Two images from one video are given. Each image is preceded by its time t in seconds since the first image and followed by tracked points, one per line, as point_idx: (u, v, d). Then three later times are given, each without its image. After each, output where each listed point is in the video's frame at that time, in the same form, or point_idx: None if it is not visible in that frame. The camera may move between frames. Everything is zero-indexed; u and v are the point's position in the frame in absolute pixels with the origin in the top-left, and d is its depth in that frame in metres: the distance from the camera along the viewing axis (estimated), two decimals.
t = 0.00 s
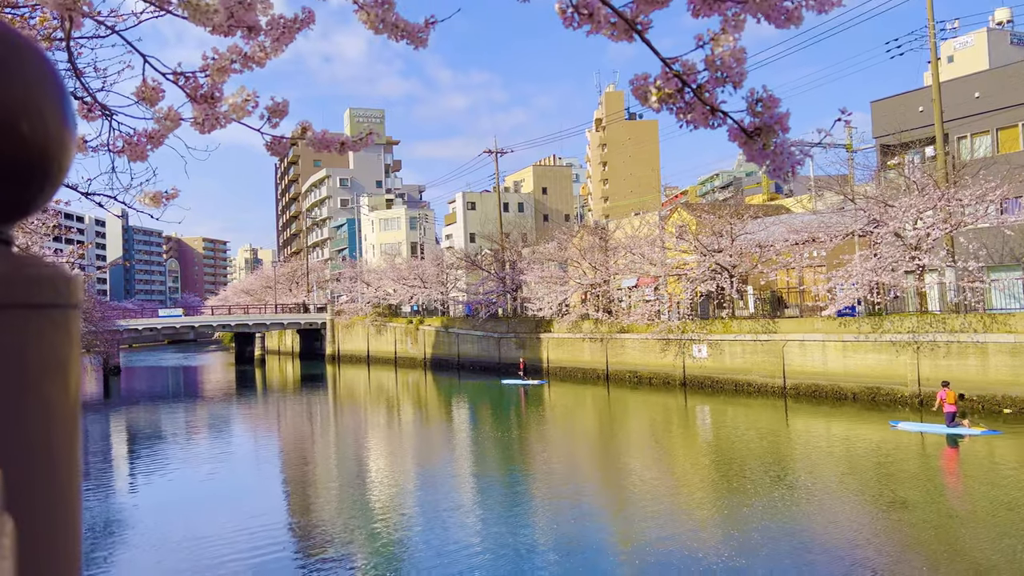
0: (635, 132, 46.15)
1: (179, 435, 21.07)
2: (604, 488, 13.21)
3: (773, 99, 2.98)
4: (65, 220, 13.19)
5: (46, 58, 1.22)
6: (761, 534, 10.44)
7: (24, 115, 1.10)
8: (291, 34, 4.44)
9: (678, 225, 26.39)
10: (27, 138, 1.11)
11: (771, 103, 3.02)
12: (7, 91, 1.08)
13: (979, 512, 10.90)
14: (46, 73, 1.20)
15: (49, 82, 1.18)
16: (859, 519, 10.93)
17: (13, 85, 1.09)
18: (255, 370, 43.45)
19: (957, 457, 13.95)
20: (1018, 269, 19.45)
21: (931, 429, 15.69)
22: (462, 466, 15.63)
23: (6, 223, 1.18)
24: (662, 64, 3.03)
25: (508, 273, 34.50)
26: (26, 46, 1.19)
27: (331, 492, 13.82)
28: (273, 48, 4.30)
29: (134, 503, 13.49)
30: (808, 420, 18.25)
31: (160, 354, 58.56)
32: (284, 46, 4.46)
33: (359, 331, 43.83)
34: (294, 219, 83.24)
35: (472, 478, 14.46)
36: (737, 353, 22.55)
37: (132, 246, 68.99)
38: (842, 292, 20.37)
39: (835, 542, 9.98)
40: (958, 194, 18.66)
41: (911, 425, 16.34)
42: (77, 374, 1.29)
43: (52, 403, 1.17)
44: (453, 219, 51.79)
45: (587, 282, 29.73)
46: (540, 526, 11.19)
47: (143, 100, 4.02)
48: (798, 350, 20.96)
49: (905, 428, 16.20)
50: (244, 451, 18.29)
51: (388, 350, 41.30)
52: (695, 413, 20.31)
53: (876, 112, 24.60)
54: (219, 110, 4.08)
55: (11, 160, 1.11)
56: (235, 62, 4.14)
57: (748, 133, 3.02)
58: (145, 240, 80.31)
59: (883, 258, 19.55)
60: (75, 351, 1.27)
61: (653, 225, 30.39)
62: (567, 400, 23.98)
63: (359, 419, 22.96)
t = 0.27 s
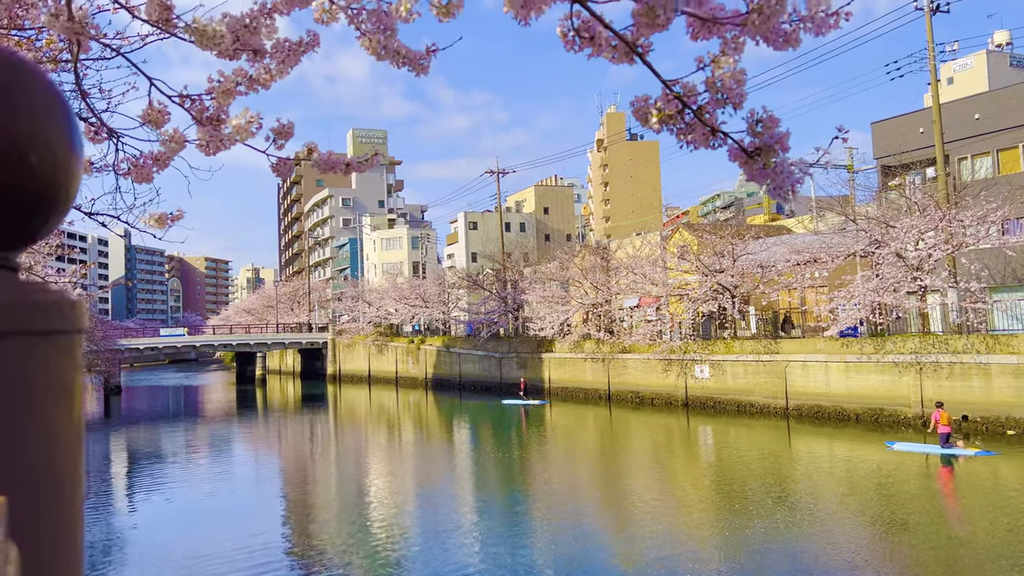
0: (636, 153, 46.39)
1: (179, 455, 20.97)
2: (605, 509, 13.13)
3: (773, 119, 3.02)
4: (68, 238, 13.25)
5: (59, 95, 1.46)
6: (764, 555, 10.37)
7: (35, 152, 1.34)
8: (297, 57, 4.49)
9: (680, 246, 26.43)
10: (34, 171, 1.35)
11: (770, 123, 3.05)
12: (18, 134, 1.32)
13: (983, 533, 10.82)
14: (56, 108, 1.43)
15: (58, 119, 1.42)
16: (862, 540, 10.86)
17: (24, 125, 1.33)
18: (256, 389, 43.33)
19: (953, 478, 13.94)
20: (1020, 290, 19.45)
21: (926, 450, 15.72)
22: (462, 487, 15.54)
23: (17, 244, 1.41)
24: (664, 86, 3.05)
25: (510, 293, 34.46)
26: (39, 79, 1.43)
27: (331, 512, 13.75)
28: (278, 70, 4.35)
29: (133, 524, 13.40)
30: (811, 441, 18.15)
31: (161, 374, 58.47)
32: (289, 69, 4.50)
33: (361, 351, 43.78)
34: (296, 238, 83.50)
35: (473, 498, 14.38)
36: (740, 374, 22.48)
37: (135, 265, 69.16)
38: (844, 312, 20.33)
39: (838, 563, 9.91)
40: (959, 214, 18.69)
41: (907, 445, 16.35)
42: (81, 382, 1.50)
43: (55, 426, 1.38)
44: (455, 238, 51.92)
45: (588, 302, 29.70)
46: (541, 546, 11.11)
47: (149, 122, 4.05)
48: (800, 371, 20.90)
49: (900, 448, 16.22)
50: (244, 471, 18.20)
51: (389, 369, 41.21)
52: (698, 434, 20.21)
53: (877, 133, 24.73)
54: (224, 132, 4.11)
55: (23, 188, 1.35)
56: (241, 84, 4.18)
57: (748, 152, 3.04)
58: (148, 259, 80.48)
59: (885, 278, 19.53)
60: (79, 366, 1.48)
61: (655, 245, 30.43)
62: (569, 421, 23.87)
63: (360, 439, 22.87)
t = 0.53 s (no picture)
0: (637, 174, 46.59)
1: (178, 476, 20.86)
2: (606, 531, 13.04)
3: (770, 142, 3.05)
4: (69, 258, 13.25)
5: (68, 123, 1.52)
6: None
7: (47, 182, 1.40)
8: (301, 81, 4.54)
9: (681, 266, 26.44)
10: (44, 201, 1.40)
11: (768, 146, 3.08)
12: (29, 165, 1.37)
13: (987, 557, 10.73)
14: (65, 137, 1.49)
15: (67, 149, 1.47)
16: (865, 563, 10.77)
17: (34, 157, 1.38)
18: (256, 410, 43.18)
19: (947, 500, 13.92)
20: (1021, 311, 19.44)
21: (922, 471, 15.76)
22: (462, 508, 15.44)
23: (27, 271, 1.47)
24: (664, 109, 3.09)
25: (510, 313, 34.42)
26: (49, 110, 1.48)
27: (330, 533, 13.66)
28: (282, 93, 4.40)
29: (131, 544, 13.32)
30: (814, 463, 18.02)
31: (161, 394, 58.29)
32: (293, 92, 4.55)
33: (361, 371, 43.67)
34: (297, 258, 83.66)
35: (473, 520, 14.30)
36: (742, 395, 22.39)
37: (136, 285, 69.23)
38: (846, 333, 20.27)
39: None
40: (959, 236, 18.73)
41: (903, 467, 16.37)
42: (86, 406, 1.56)
43: (60, 452, 1.44)
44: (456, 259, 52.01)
45: (590, 323, 29.65)
46: (541, 569, 11.02)
47: (153, 145, 4.09)
48: (802, 393, 20.83)
49: (895, 469, 16.28)
50: (244, 492, 18.08)
51: (389, 390, 41.09)
52: (700, 456, 20.08)
53: (877, 155, 24.86)
54: (227, 155, 4.15)
55: (35, 217, 1.40)
56: (245, 107, 4.23)
57: (746, 174, 3.07)
58: (149, 279, 80.57)
59: (886, 299, 19.49)
60: (85, 392, 1.54)
61: (656, 265, 30.45)
62: (570, 442, 23.74)
63: (360, 460, 22.75)
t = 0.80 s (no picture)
0: (638, 195, 46.78)
1: (177, 497, 20.74)
2: (606, 553, 12.95)
3: (773, 168, 3.09)
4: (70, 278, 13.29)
5: (73, 151, 1.52)
6: None
7: (55, 212, 1.40)
8: (305, 104, 4.59)
9: (682, 287, 26.48)
10: (53, 230, 1.40)
11: (770, 173, 3.13)
12: (38, 194, 1.37)
13: None
14: (72, 165, 1.49)
15: (74, 177, 1.48)
16: None
17: (44, 186, 1.38)
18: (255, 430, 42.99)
19: (941, 522, 13.90)
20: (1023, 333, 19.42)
21: (917, 493, 15.79)
22: (462, 530, 15.33)
23: (34, 300, 1.46)
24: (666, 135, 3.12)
25: (511, 333, 34.38)
26: (56, 138, 1.48)
27: (328, 555, 13.56)
28: (285, 117, 4.44)
29: (129, 566, 13.20)
30: (816, 486, 17.91)
31: (160, 414, 58.05)
32: (296, 116, 4.59)
33: (361, 391, 43.54)
34: (298, 278, 83.77)
35: (473, 542, 14.20)
36: (743, 417, 22.31)
37: (137, 305, 69.30)
38: (847, 355, 20.20)
39: None
40: (960, 257, 18.74)
41: (898, 489, 16.39)
42: (88, 435, 1.55)
43: (63, 484, 1.43)
44: (457, 279, 52.07)
45: (590, 343, 29.61)
46: None
47: (157, 168, 4.13)
48: (804, 415, 20.75)
49: (891, 491, 16.32)
50: (242, 514, 17.95)
51: (389, 410, 40.94)
52: (701, 478, 19.97)
53: (877, 177, 24.97)
54: (230, 177, 4.19)
55: (44, 246, 1.40)
56: (248, 130, 4.26)
57: (749, 201, 3.11)
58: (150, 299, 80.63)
59: (888, 320, 19.43)
60: (87, 422, 1.53)
61: (657, 286, 30.47)
62: (571, 464, 23.61)
63: (359, 482, 22.62)
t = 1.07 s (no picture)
0: (638, 215, 46.91)
1: (175, 518, 20.58)
2: None
3: (777, 195, 3.16)
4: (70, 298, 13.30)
5: (80, 182, 1.60)
6: None
7: (62, 242, 1.48)
8: (307, 126, 4.63)
9: (683, 307, 26.46)
10: (57, 258, 1.47)
11: (774, 199, 3.19)
12: (44, 226, 1.44)
13: None
14: (78, 195, 1.56)
15: (80, 207, 1.55)
16: None
17: (50, 218, 1.46)
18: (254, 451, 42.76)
19: (936, 544, 13.85)
20: None
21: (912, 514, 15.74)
22: (462, 551, 15.21)
23: (37, 329, 1.53)
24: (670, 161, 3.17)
25: (511, 353, 34.31)
26: (63, 171, 1.56)
27: None
28: (287, 139, 4.46)
29: None
30: (818, 507, 17.78)
31: (159, 434, 57.76)
32: (299, 138, 4.62)
33: (361, 412, 43.36)
34: (298, 297, 83.78)
35: (472, 564, 14.10)
36: (745, 438, 22.20)
37: (137, 324, 69.20)
38: (849, 376, 20.07)
39: None
40: (961, 278, 18.77)
41: (893, 510, 16.36)
42: (89, 460, 1.62)
43: (65, 506, 1.51)
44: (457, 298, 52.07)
45: (591, 363, 29.52)
46: None
47: (160, 190, 4.15)
48: (806, 436, 20.66)
49: (885, 511, 16.30)
50: (241, 535, 17.81)
51: (389, 431, 40.74)
52: (703, 500, 19.83)
53: (877, 198, 25.06)
54: (233, 200, 4.21)
55: (48, 275, 1.47)
56: (251, 152, 4.29)
57: (754, 226, 3.19)
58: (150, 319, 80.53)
59: (889, 341, 19.31)
60: (87, 447, 1.60)
61: (657, 306, 30.45)
62: (572, 485, 23.46)
63: (359, 503, 22.46)
